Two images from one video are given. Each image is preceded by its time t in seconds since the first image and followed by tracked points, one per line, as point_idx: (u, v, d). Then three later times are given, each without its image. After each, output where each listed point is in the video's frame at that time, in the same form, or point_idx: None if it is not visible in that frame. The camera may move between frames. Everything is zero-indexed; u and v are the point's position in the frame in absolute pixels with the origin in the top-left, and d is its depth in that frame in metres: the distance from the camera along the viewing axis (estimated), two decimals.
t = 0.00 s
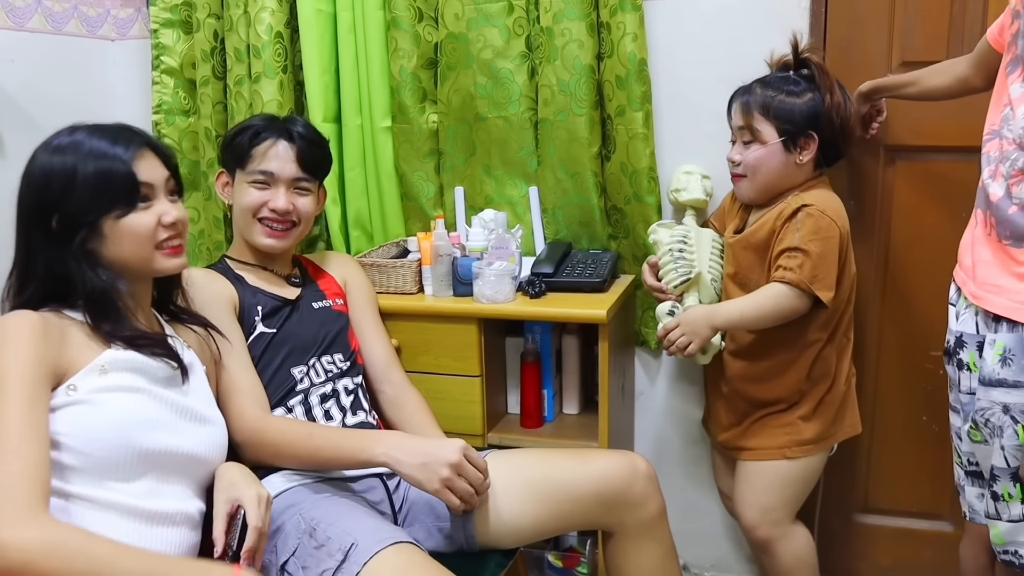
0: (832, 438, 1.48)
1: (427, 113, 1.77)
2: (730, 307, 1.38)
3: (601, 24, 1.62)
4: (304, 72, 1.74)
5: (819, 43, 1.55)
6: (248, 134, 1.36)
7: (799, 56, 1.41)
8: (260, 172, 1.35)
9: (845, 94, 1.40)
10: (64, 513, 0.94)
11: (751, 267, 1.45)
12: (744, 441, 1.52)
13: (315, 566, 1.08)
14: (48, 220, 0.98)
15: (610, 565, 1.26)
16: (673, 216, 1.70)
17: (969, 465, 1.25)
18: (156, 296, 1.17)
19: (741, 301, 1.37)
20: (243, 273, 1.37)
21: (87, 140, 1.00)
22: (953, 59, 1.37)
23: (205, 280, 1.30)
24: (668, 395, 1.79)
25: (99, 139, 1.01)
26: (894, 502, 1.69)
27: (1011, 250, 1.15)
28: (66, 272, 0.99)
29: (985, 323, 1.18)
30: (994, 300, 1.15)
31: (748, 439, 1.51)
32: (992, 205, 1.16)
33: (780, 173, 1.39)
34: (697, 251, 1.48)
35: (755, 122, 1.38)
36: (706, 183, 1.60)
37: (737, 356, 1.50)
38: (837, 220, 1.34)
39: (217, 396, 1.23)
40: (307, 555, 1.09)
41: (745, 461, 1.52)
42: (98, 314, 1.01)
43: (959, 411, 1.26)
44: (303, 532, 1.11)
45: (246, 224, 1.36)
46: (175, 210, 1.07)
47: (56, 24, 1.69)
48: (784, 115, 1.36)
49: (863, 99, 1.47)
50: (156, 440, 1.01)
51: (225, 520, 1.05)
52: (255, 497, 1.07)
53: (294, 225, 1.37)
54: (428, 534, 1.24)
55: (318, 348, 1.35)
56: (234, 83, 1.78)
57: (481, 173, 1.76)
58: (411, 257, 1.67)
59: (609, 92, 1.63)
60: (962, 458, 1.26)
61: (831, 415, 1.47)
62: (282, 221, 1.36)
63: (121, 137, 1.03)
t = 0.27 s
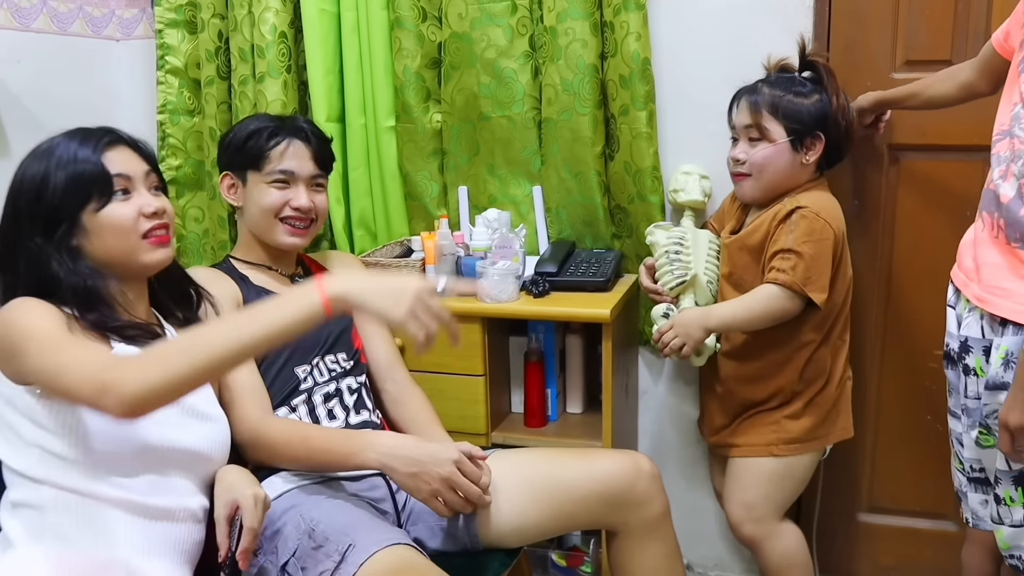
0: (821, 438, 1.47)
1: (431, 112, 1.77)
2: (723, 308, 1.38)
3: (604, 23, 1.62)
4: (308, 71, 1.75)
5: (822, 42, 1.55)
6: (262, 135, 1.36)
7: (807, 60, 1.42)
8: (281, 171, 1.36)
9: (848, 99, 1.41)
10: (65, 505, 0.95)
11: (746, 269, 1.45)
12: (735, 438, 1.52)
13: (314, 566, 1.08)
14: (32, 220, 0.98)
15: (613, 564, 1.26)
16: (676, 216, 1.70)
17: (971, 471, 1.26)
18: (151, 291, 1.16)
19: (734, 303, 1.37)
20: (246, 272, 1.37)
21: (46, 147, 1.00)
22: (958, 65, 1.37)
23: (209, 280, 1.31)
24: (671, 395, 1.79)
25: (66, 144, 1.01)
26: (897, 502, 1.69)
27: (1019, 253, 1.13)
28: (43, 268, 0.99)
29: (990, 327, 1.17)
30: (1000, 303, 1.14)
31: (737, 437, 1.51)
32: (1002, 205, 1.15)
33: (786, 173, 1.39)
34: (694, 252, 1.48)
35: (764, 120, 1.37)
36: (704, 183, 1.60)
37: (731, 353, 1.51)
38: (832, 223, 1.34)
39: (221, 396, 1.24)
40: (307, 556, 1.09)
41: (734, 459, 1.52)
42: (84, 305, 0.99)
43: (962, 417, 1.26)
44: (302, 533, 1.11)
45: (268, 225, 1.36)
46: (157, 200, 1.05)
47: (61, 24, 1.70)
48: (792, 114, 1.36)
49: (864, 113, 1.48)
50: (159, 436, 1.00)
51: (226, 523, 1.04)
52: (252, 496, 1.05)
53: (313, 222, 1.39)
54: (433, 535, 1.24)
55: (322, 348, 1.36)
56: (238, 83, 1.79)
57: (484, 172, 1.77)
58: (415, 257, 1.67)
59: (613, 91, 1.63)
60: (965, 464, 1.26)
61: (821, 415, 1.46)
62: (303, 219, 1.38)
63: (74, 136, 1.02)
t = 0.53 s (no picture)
0: (842, 452, 1.47)
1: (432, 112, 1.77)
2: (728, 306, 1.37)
3: (605, 23, 1.63)
4: (309, 71, 1.75)
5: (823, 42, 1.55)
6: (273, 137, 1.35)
7: (806, 58, 1.42)
8: (296, 172, 1.36)
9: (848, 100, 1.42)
10: (69, 504, 0.93)
11: (751, 271, 1.45)
12: (754, 457, 1.50)
13: (321, 565, 1.08)
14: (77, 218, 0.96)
15: (616, 564, 1.26)
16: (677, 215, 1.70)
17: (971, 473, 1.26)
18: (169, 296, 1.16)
19: (737, 300, 1.37)
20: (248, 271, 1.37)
21: (95, 149, 0.97)
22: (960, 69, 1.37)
23: (211, 281, 1.30)
24: (673, 394, 1.79)
25: (118, 148, 0.98)
26: (898, 501, 1.69)
27: None
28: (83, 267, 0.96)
29: (993, 329, 1.17)
30: (1003, 306, 1.14)
31: (755, 455, 1.50)
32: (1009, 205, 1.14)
33: (790, 173, 1.39)
34: (693, 255, 1.51)
35: (767, 119, 1.37)
36: (703, 195, 1.61)
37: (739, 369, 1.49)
38: (836, 220, 1.34)
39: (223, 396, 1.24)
40: (313, 554, 1.09)
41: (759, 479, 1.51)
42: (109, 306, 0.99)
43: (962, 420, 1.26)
44: (308, 532, 1.11)
45: (286, 226, 1.35)
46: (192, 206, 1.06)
47: (62, 25, 1.69)
48: (795, 113, 1.35)
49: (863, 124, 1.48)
50: (169, 434, 0.99)
51: (239, 503, 1.03)
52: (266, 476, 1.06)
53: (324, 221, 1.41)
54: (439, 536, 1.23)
55: (324, 347, 1.35)
56: (240, 83, 1.79)
57: (485, 172, 1.77)
58: (416, 257, 1.67)
59: (614, 91, 1.63)
60: (965, 465, 1.26)
61: (842, 430, 1.46)
62: (317, 218, 1.39)
63: (121, 139, 1.00)
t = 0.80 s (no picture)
0: (853, 459, 1.46)
1: (433, 113, 1.77)
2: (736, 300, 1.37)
3: (607, 24, 1.62)
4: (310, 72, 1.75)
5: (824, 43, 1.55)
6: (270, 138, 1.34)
7: (814, 55, 1.41)
8: (295, 171, 1.36)
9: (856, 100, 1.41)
10: (72, 504, 0.92)
11: (761, 273, 1.43)
12: (761, 464, 1.48)
13: (317, 568, 1.07)
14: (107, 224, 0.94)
15: (617, 566, 1.26)
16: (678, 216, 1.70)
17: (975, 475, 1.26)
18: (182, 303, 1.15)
19: (749, 298, 1.36)
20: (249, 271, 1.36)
21: (133, 151, 0.96)
22: (966, 75, 1.37)
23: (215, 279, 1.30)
24: (674, 395, 1.79)
25: (156, 153, 0.97)
26: (900, 503, 1.69)
27: None
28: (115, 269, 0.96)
29: (997, 332, 1.17)
30: (1006, 308, 1.14)
31: (762, 463, 1.48)
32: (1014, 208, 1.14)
33: (799, 172, 1.37)
34: (706, 252, 1.48)
35: (775, 117, 1.36)
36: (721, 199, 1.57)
37: (750, 375, 1.47)
38: (848, 220, 1.33)
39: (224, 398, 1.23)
40: (309, 557, 1.09)
41: (769, 486, 1.49)
42: (131, 310, 1.02)
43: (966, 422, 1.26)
44: (305, 535, 1.11)
45: (289, 225, 1.36)
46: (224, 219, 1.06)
47: (63, 26, 1.69)
48: (804, 111, 1.34)
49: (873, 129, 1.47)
50: (174, 438, 0.99)
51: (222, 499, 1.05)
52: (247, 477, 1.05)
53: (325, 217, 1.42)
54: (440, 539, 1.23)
55: (324, 348, 1.35)
56: (241, 84, 1.79)
57: (487, 173, 1.77)
58: (417, 258, 1.67)
59: (616, 92, 1.63)
60: (968, 467, 1.26)
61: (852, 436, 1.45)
62: (320, 215, 1.40)
63: (158, 143, 0.99)
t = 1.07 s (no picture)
0: (862, 466, 1.44)
1: (435, 112, 1.76)
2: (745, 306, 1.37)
3: (608, 22, 1.62)
4: (312, 71, 1.75)
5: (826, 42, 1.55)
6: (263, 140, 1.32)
7: (830, 52, 1.41)
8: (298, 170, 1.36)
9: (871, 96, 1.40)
10: (74, 504, 0.92)
11: (768, 273, 1.42)
12: (767, 467, 1.47)
13: (322, 565, 1.07)
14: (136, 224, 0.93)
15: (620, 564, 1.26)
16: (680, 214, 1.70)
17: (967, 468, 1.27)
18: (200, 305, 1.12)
19: (756, 302, 1.36)
20: (251, 270, 1.36)
21: (167, 151, 0.93)
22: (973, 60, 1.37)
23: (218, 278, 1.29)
24: (676, 394, 1.78)
25: (191, 154, 0.95)
26: (903, 502, 1.69)
27: (1015, 253, 1.13)
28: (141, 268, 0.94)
29: (983, 324, 1.17)
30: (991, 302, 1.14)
31: (769, 465, 1.47)
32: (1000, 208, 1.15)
33: (810, 171, 1.37)
34: (715, 255, 1.47)
35: (786, 115, 1.35)
36: (732, 199, 1.55)
37: (760, 377, 1.46)
38: (860, 221, 1.33)
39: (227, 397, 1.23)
40: (314, 554, 1.09)
41: (774, 489, 1.48)
42: (154, 311, 1.01)
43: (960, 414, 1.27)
44: (311, 532, 1.11)
45: (295, 224, 1.35)
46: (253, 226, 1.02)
47: (65, 25, 1.69)
48: (816, 108, 1.34)
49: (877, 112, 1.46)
50: (181, 441, 0.98)
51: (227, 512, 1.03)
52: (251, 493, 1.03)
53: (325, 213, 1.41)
54: (445, 535, 1.23)
55: (327, 345, 1.35)
56: (242, 83, 1.79)
57: (488, 172, 1.77)
58: (419, 256, 1.67)
59: (618, 91, 1.63)
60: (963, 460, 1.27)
61: (860, 440, 1.44)
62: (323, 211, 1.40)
63: (193, 145, 0.96)
